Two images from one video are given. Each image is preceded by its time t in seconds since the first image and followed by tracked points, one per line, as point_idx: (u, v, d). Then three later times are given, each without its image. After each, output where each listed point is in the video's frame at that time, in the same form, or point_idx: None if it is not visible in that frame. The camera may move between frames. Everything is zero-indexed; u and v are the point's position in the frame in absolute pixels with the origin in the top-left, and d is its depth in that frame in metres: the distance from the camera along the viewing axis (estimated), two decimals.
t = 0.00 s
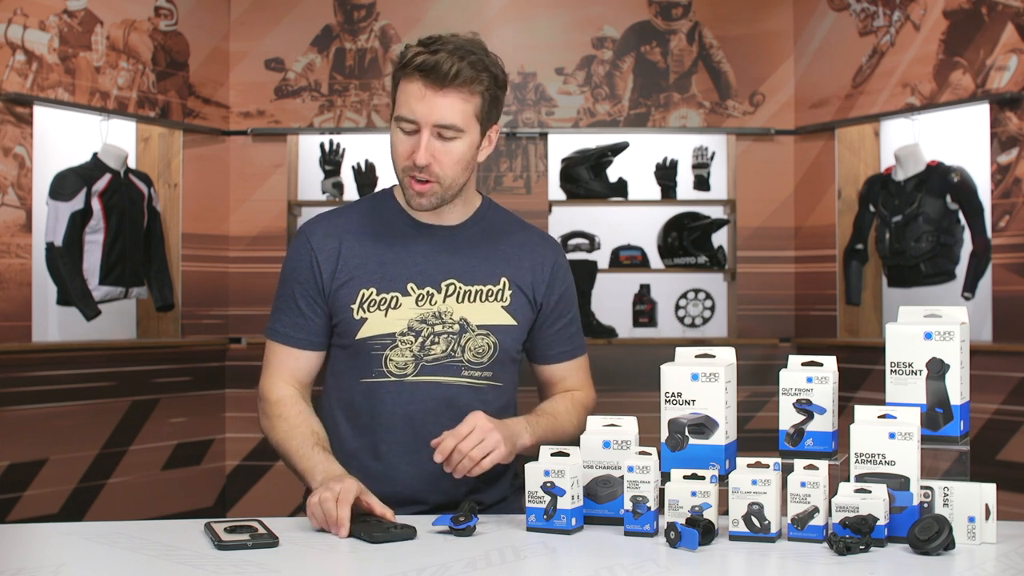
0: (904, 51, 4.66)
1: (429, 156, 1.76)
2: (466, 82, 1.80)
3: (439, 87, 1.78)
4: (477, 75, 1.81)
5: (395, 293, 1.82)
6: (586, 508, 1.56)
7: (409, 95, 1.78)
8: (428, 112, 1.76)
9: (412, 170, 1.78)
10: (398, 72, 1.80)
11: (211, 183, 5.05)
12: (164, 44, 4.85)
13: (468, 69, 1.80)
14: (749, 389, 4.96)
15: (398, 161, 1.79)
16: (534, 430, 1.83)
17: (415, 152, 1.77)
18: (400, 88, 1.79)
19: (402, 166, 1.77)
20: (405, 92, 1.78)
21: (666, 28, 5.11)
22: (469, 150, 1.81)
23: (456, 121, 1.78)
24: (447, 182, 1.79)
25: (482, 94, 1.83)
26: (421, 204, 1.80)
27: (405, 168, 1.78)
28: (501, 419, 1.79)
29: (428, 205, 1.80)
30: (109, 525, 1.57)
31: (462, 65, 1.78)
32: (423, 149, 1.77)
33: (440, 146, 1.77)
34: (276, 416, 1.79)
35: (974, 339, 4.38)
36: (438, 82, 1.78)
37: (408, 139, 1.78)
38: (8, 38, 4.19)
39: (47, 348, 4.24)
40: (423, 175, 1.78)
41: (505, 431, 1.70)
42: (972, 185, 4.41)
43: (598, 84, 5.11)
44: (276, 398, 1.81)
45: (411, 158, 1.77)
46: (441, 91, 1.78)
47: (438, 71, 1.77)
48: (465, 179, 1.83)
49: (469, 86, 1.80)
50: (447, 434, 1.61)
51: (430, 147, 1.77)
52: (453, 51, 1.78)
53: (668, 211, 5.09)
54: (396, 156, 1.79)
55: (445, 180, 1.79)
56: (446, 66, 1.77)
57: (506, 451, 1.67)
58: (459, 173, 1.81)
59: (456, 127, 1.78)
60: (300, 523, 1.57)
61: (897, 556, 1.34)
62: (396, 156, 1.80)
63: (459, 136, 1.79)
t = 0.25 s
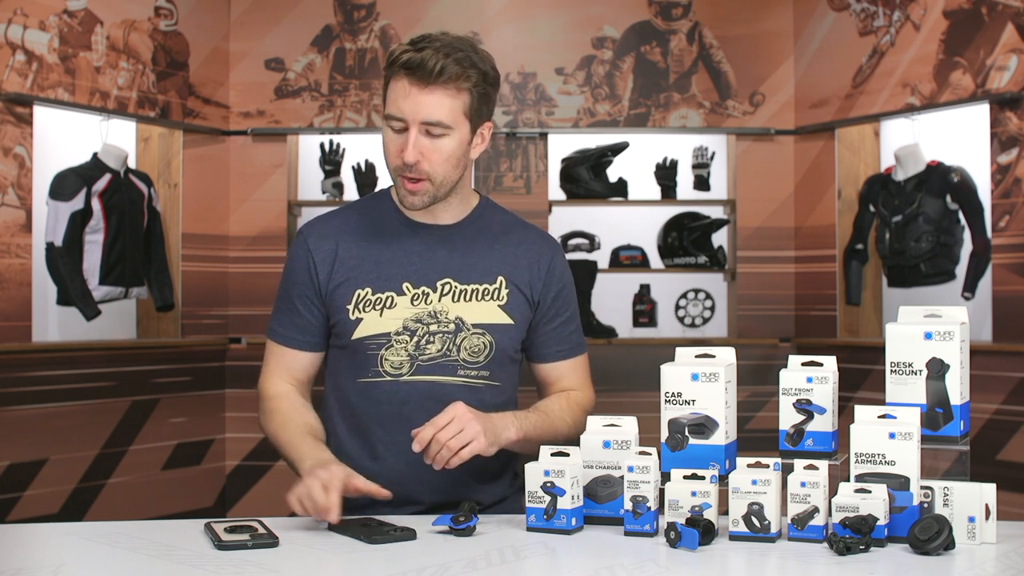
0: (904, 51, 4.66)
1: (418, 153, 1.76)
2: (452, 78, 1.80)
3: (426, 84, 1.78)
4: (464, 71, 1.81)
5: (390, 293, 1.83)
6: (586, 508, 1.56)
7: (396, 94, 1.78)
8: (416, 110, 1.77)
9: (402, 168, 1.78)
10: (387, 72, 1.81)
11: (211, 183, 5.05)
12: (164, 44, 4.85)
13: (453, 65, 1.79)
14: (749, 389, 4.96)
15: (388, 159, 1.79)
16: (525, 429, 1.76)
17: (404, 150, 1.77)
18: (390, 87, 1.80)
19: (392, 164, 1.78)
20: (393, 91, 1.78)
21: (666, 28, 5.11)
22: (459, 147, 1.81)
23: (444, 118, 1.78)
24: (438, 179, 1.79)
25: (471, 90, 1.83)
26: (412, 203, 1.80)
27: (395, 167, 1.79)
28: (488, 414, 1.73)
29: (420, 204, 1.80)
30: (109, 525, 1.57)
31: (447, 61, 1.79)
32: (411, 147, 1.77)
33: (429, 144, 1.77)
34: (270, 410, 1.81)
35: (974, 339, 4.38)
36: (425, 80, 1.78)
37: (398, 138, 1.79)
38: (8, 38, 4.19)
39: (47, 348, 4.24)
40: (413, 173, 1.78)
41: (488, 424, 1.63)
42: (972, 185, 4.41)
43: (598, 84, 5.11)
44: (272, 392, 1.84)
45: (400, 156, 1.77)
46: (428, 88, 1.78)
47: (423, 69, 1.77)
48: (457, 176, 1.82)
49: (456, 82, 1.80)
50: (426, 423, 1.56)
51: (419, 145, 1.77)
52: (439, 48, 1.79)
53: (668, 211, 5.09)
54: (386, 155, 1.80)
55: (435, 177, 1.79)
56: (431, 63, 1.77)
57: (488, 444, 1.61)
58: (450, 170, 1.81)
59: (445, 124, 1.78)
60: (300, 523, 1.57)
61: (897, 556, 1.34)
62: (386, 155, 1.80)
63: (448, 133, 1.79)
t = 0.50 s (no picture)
0: (904, 51, 4.66)
1: (409, 152, 1.76)
2: (441, 76, 1.80)
3: (415, 83, 1.78)
4: (453, 69, 1.82)
5: (387, 292, 1.83)
6: (586, 508, 1.56)
7: (387, 94, 1.78)
8: (406, 109, 1.77)
9: (394, 167, 1.77)
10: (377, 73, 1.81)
11: (211, 184, 5.05)
12: (164, 44, 4.85)
13: (442, 63, 1.80)
14: (749, 389, 4.96)
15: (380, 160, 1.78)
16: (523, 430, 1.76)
17: (396, 149, 1.77)
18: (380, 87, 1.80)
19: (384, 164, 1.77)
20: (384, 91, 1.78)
21: (666, 28, 5.11)
22: (451, 145, 1.81)
23: (434, 116, 1.77)
24: (431, 179, 1.79)
25: (460, 89, 1.83)
26: (405, 202, 1.79)
27: (387, 167, 1.78)
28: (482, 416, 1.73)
29: (413, 203, 1.79)
30: (109, 525, 1.57)
31: (436, 59, 1.79)
32: (403, 146, 1.76)
33: (420, 143, 1.77)
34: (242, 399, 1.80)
35: (974, 339, 4.38)
36: (414, 78, 1.78)
37: (389, 138, 1.78)
38: (8, 38, 4.19)
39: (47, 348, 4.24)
40: (406, 172, 1.77)
41: (481, 428, 1.63)
42: (972, 185, 4.40)
43: (598, 84, 5.11)
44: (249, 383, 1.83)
45: (392, 155, 1.77)
46: (418, 87, 1.78)
47: (412, 68, 1.77)
48: (449, 175, 1.82)
49: (445, 81, 1.81)
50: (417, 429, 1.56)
51: (410, 143, 1.76)
52: (428, 46, 1.79)
53: (668, 211, 5.09)
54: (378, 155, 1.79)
55: (428, 176, 1.79)
56: (421, 61, 1.77)
57: (481, 448, 1.61)
58: (442, 168, 1.80)
59: (435, 122, 1.78)
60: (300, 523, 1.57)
61: (898, 556, 1.34)
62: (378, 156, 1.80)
63: (439, 131, 1.78)
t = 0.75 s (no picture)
0: (904, 51, 4.66)
1: (413, 146, 1.76)
2: (445, 72, 1.81)
3: (420, 77, 1.78)
4: (457, 65, 1.82)
5: (387, 285, 1.83)
6: (586, 508, 1.56)
7: (391, 88, 1.79)
8: (410, 103, 1.77)
9: (397, 162, 1.77)
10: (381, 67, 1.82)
11: (211, 184, 5.05)
12: (164, 45, 4.85)
13: (446, 59, 1.80)
14: (749, 389, 4.96)
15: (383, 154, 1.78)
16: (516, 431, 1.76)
17: (400, 144, 1.77)
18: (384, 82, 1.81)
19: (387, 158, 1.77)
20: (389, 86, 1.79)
21: (666, 28, 5.11)
22: (454, 141, 1.81)
23: (438, 111, 1.78)
24: (433, 174, 1.79)
25: (465, 85, 1.84)
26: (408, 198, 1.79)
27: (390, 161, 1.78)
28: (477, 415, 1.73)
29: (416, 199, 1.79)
30: (109, 525, 1.57)
31: (441, 54, 1.80)
32: (406, 140, 1.76)
33: (424, 137, 1.77)
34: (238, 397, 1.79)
35: (974, 339, 4.38)
36: (419, 73, 1.78)
37: (393, 133, 1.78)
38: (8, 39, 4.19)
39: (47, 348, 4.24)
40: (409, 167, 1.77)
41: (473, 429, 1.63)
42: (972, 185, 4.40)
43: (598, 84, 5.11)
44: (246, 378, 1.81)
45: (395, 149, 1.77)
46: (422, 82, 1.78)
47: (416, 62, 1.78)
48: (452, 171, 1.82)
49: (450, 77, 1.81)
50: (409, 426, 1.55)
51: (414, 138, 1.76)
52: (433, 41, 1.80)
53: (668, 211, 5.09)
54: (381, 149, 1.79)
55: (431, 171, 1.79)
56: (425, 56, 1.78)
57: (471, 448, 1.61)
58: (445, 164, 1.80)
59: (439, 117, 1.78)
60: (300, 523, 1.57)
61: (897, 556, 1.34)
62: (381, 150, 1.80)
63: (442, 127, 1.79)
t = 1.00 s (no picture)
0: (904, 51, 4.67)
1: (420, 137, 1.77)
2: (454, 65, 1.82)
3: (428, 69, 1.79)
4: (467, 60, 1.84)
5: (384, 285, 1.83)
6: (586, 508, 1.56)
7: (399, 79, 1.79)
8: (418, 95, 1.78)
9: (403, 152, 1.78)
10: (389, 59, 1.82)
11: (211, 184, 5.05)
12: (164, 45, 4.85)
13: (456, 53, 1.82)
14: (749, 389, 4.96)
15: (390, 146, 1.79)
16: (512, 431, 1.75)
17: (406, 135, 1.77)
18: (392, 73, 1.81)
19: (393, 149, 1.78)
20: (397, 77, 1.80)
21: (666, 28, 5.11)
22: (459, 134, 1.82)
23: (446, 103, 1.79)
24: (439, 167, 1.80)
25: (472, 80, 1.85)
26: (412, 190, 1.80)
27: (396, 151, 1.79)
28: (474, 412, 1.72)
29: (420, 190, 1.80)
30: (109, 524, 1.57)
31: (450, 48, 1.81)
32: (413, 130, 1.77)
33: (431, 129, 1.78)
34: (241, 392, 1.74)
35: (974, 339, 4.38)
36: (428, 66, 1.79)
37: (399, 123, 1.79)
38: (8, 39, 4.19)
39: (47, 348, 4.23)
40: (415, 158, 1.78)
41: (472, 425, 1.62)
42: (972, 185, 4.40)
43: (598, 84, 5.11)
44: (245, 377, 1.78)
45: (402, 140, 1.77)
46: (430, 74, 1.79)
47: (425, 55, 1.79)
48: (456, 165, 1.83)
49: (459, 70, 1.82)
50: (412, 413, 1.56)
51: (421, 129, 1.77)
52: (443, 34, 1.81)
53: (668, 211, 5.09)
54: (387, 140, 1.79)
55: (436, 163, 1.80)
56: (435, 49, 1.79)
57: (469, 448, 1.60)
58: (450, 157, 1.81)
59: (446, 109, 1.79)
60: (300, 523, 1.57)
61: (898, 556, 1.34)
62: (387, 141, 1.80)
63: (449, 120, 1.80)
